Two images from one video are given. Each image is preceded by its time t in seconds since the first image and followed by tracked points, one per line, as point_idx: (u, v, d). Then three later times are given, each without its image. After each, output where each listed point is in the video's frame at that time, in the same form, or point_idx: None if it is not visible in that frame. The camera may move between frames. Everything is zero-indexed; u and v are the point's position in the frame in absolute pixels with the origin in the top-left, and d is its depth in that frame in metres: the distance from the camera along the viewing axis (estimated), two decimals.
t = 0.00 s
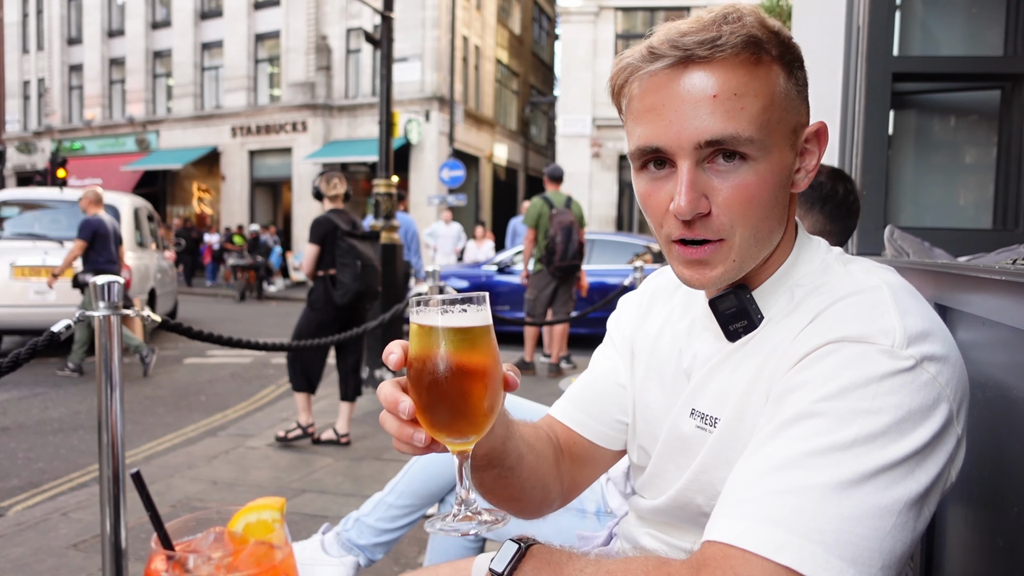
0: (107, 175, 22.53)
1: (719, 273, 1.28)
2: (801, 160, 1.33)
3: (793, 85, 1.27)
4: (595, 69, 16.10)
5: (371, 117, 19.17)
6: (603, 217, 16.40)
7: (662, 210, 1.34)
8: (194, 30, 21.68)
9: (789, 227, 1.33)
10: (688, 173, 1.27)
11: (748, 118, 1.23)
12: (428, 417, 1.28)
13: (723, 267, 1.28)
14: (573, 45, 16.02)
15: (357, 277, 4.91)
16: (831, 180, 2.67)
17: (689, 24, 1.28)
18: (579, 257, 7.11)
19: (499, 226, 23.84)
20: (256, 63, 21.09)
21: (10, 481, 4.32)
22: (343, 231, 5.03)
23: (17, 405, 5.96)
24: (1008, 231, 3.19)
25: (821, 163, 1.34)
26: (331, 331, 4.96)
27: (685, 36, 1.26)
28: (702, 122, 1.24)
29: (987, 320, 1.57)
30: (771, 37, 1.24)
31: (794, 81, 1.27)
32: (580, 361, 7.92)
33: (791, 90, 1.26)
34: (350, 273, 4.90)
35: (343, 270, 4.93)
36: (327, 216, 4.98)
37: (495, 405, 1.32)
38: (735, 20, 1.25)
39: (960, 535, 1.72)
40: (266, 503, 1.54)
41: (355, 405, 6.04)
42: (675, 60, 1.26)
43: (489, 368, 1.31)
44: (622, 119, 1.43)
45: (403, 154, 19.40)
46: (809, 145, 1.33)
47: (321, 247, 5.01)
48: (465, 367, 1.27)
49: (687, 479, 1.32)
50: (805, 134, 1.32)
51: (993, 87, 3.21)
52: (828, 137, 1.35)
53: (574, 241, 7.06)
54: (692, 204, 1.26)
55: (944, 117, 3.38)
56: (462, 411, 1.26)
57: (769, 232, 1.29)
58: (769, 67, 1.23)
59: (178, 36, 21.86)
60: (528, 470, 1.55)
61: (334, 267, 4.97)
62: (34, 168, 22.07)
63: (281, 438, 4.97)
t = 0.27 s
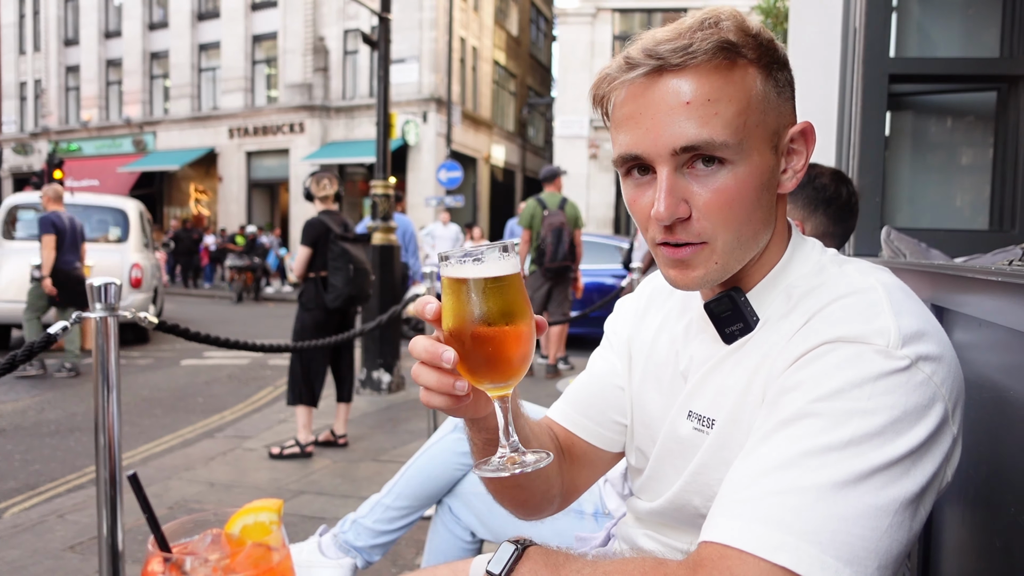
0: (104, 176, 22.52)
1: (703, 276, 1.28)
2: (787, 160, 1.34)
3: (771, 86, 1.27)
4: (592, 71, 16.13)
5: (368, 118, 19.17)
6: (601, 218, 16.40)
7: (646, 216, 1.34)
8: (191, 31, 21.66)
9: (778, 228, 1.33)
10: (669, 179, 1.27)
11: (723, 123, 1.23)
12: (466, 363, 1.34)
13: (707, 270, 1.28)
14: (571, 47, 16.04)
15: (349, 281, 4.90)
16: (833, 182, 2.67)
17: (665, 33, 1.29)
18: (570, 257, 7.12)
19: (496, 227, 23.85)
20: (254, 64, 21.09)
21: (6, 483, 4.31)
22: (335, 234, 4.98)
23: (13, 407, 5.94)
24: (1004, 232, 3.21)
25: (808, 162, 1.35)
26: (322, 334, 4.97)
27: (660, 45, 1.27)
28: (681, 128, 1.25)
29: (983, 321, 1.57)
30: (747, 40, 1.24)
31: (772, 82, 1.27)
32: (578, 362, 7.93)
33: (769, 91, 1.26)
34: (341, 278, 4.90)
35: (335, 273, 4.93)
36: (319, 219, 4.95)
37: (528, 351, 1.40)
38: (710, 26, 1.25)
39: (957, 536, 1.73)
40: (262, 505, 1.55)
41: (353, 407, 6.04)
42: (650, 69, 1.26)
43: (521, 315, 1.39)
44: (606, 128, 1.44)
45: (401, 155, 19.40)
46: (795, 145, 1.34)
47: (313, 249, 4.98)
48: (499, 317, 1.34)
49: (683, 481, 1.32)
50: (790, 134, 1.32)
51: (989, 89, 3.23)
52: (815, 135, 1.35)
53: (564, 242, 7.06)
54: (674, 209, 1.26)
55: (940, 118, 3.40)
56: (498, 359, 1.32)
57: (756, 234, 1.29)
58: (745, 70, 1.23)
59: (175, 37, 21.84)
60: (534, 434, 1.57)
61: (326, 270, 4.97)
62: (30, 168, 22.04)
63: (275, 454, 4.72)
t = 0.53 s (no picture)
0: (106, 176, 22.55)
1: (703, 276, 1.29)
2: (790, 161, 1.32)
3: (770, 91, 1.25)
4: (594, 70, 16.15)
5: (370, 118, 19.18)
6: (602, 217, 16.38)
7: (645, 221, 1.34)
8: (193, 30, 21.67)
9: (780, 227, 1.33)
10: (664, 187, 1.27)
11: (717, 133, 1.22)
12: (464, 390, 1.30)
13: (707, 270, 1.28)
14: (573, 46, 16.05)
15: (345, 278, 4.87)
16: (839, 181, 2.67)
17: (661, 39, 1.28)
18: (562, 255, 7.05)
19: (498, 226, 23.85)
20: (255, 63, 21.09)
21: (10, 482, 4.32)
22: (331, 232, 5.02)
23: (16, 406, 5.95)
24: (1007, 231, 3.20)
25: (811, 164, 1.33)
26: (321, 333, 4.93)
27: (656, 54, 1.26)
28: (676, 137, 1.24)
29: (987, 319, 1.57)
30: (745, 45, 1.23)
31: (771, 86, 1.25)
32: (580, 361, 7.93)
33: (767, 96, 1.25)
34: (337, 274, 4.88)
35: (330, 270, 4.91)
36: (313, 217, 4.97)
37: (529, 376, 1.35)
38: (703, 33, 1.24)
39: (961, 534, 1.72)
40: (267, 504, 1.55)
41: (355, 405, 6.04)
42: (646, 77, 1.25)
43: (520, 339, 1.34)
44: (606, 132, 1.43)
45: (402, 154, 19.40)
46: (798, 146, 1.32)
47: (308, 246, 5.01)
48: (498, 342, 1.30)
49: (688, 479, 1.32)
50: (793, 135, 1.31)
51: (992, 86, 3.22)
52: (818, 137, 1.33)
53: (556, 241, 6.99)
54: (670, 216, 1.26)
55: (943, 116, 3.39)
56: (498, 385, 1.28)
57: (758, 235, 1.29)
58: (742, 77, 1.22)
59: (176, 37, 21.85)
60: (536, 456, 1.55)
61: (322, 267, 4.96)
62: (32, 168, 22.08)
63: (277, 453, 4.73)
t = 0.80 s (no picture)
0: (106, 174, 22.54)
1: (704, 276, 1.29)
2: (798, 165, 1.31)
3: (782, 94, 1.24)
4: (594, 69, 16.14)
5: (370, 117, 19.17)
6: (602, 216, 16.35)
7: (650, 219, 1.34)
8: (192, 29, 21.64)
9: (785, 227, 1.32)
10: (669, 187, 1.26)
11: (726, 136, 1.21)
12: (432, 474, 1.18)
13: (708, 270, 1.28)
14: (572, 45, 16.04)
15: (341, 278, 4.89)
16: (840, 180, 2.66)
17: (672, 36, 1.26)
18: (553, 255, 7.03)
19: (498, 225, 23.82)
20: (255, 62, 21.07)
21: (9, 481, 4.32)
22: (327, 231, 5.01)
23: (15, 404, 5.94)
24: (1007, 230, 3.20)
25: (818, 168, 1.32)
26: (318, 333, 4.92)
27: (668, 51, 1.25)
28: (683, 137, 1.23)
29: (986, 318, 1.57)
30: (757, 47, 1.22)
31: (783, 89, 1.24)
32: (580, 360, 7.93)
33: (778, 99, 1.24)
34: (333, 274, 4.89)
35: (327, 270, 4.92)
36: (311, 216, 4.97)
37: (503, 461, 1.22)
38: (716, 35, 1.23)
39: (961, 533, 1.72)
40: (267, 503, 1.55)
41: (355, 404, 6.04)
42: (657, 76, 1.24)
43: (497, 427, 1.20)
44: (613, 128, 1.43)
45: (402, 153, 19.38)
46: (807, 149, 1.31)
47: (304, 244, 5.00)
48: (474, 426, 1.16)
49: (687, 479, 1.32)
50: (802, 138, 1.29)
51: (992, 85, 3.22)
52: (827, 141, 1.32)
53: (546, 241, 7.00)
54: (674, 216, 1.26)
55: (943, 116, 3.39)
56: (470, 471, 1.16)
57: (762, 236, 1.28)
58: (754, 79, 1.21)
59: (176, 35, 21.83)
60: (531, 487, 1.53)
61: (318, 266, 4.95)
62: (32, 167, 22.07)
63: (277, 452, 4.72)
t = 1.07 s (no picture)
0: (106, 175, 22.55)
1: (709, 270, 1.29)
2: (811, 166, 1.30)
3: (804, 93, 1.23)
4: (594, 69, 16.15)
5: (370, 117, 19.18)
6: (603, 216, 16.32)
7: (660, 208, 1.33)
8: (192, 29, 21.65)
9: (793, 226, 1.31)
10: (684, 176, 1.25)
11: (747, 129, 1.20)
12: (417, 547, 1.13)
13: (714, 265, 1.28)
14: (572, 45, 16.05)
15: (339, 278, 4.89)
16: (837, 179, 2.67)
17: (699, 24, 1.25)
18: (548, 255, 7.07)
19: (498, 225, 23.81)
20: (255, 62, 21.07)
21: (9, 481, 4.32)
22: (326, 232, 4.99)
23: (15, 405, 5.95)
24: (1007, 230, 3.20)
25: (832, 170, 1.31)
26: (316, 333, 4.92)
27: (694, 39, 1.23)
28: (703, 126, 1.22)
29: (986, 318, 1.57)
30: (785, 42, 1.21)
31: (806, 88, 1.23)
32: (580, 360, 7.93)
33: (801, 97, 1.23)
34: (331, 274, 4.88)
35: (325, 270, 4.91)
36: (310, 216, 4.96)
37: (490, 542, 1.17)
38: (746, 26, 1.21)
39: (960, 534, 1.72)
40: (267, 505, 1.57)
41: (355, 405, 6.04)
42: (681, 62, 1.23)
43: (489, 508, 1.15)
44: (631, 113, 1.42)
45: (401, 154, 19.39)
46: (821, 151, 1.29)
47: (303, 245, 4.99)
48: (464, 503, 1.11)
49: (687, 476, 1.32)
50: (817, 141, 1.28)
51: (992, 86, 3.22)
52: (842, 144, 1.31)
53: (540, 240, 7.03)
54: (686, 206, 1.26)
55: (943, 116, 3.39)
56: (456, 550, 1.10)
57: (771, 234, 1.27)
58: (779, 75, 1.20)
59: (176, 36, 21.83)
60: (532, 507, 1.53)
61: (317, 267, 4.96)
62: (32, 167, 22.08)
63: (277, 452, 4.72)
